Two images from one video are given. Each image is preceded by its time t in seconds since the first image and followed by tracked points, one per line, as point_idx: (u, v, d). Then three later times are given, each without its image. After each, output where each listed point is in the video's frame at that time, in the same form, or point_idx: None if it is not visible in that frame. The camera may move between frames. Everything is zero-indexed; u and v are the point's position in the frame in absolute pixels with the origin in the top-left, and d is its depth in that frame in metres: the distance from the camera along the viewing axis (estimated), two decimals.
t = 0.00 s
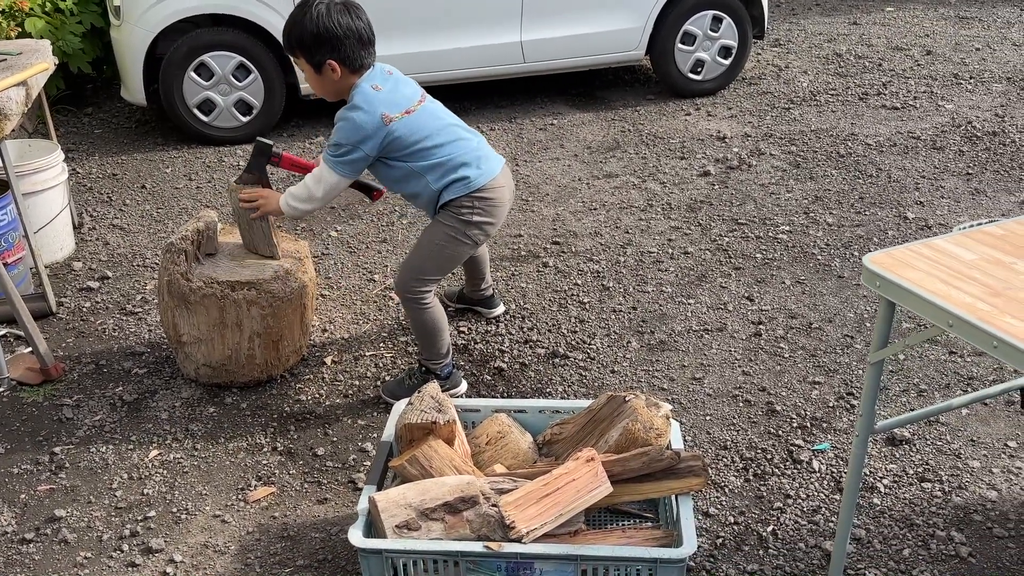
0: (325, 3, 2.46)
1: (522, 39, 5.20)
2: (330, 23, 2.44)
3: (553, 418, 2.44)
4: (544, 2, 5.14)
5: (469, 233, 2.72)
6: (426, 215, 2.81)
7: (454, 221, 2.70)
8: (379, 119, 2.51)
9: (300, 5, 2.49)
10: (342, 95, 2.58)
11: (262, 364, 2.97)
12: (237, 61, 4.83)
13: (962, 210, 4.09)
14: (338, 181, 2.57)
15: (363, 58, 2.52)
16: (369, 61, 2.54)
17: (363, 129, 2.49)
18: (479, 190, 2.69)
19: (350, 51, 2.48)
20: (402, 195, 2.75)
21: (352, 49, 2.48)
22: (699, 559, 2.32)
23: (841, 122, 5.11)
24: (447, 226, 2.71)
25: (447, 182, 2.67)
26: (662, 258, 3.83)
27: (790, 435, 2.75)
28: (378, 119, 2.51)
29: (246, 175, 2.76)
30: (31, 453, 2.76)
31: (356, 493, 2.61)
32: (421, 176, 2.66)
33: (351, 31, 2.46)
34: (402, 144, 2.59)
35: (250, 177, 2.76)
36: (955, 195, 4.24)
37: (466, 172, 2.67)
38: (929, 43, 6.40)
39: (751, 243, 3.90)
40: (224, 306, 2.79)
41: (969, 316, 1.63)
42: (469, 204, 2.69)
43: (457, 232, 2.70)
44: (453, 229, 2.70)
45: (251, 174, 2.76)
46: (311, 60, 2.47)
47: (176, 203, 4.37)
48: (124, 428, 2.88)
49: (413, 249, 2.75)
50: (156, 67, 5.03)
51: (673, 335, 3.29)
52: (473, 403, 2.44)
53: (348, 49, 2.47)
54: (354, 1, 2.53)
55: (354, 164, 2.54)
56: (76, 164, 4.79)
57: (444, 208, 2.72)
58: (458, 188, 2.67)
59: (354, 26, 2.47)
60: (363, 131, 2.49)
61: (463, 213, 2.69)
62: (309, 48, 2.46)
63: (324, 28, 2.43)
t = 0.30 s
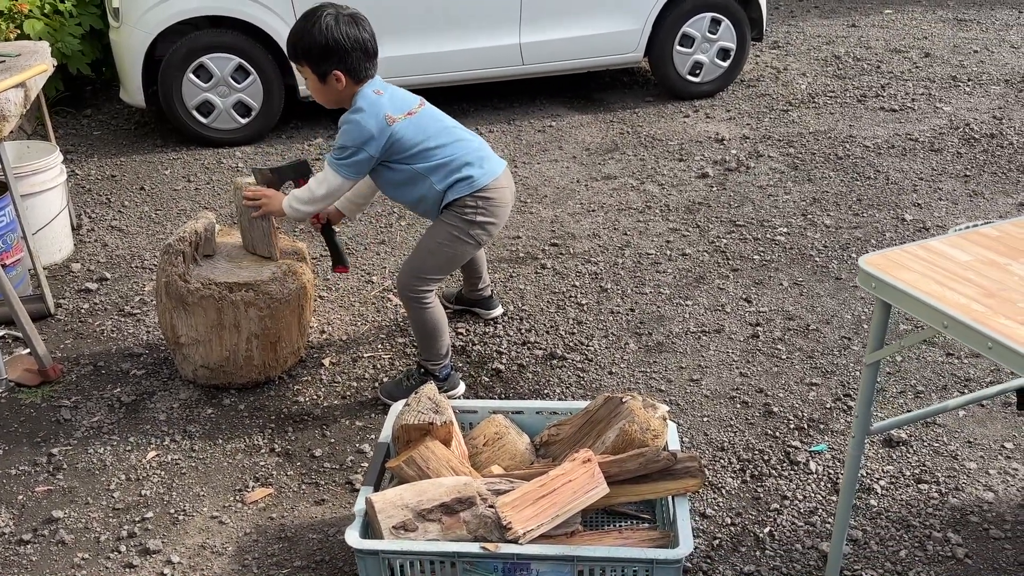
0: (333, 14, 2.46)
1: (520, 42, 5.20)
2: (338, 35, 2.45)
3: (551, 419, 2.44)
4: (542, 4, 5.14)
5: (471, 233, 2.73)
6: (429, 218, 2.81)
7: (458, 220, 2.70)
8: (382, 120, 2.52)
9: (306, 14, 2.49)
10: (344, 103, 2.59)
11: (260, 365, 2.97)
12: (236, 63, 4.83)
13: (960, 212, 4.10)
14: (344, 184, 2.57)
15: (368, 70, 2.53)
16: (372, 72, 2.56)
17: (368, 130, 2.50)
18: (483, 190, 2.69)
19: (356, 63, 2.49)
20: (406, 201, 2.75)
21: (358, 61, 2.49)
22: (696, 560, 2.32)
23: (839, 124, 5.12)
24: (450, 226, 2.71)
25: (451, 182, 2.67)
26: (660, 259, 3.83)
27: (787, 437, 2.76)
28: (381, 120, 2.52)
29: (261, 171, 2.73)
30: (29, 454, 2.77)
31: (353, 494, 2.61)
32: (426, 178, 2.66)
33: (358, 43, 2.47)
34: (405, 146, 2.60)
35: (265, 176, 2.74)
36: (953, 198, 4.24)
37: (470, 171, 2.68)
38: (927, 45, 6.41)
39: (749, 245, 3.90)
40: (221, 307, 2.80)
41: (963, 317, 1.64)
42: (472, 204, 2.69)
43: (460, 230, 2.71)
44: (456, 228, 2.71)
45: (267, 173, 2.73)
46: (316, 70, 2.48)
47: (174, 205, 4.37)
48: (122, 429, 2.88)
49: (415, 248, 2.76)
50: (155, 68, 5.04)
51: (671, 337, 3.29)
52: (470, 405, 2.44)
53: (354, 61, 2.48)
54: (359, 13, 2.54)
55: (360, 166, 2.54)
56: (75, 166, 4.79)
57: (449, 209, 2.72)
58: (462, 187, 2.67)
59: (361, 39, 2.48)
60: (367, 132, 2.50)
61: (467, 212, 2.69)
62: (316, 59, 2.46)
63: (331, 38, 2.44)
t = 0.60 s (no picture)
0: (341, 20, 2.49)
1: (521, 44, 5.21)
2: (346, 40, 2.46)
3: (550, 421, 2.44)
4: (542, 7, 5.15)
5: (473, 236, 2.73)
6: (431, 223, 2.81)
7: (459, 223, 2.71)
8: (386, 122, 2.54)
9: (314, 21, 2.51)
10: (347, 110, 2.59)
11: (260, 367, 2.97)
12: (236, 66, 4.84)
13: (959, 215, 4.10)
14: (346, 186, 2.57)
15: (373, 77, 2.54)
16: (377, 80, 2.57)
17: (372, 131, 2.51)
18: (485, 193, 2.70)
19: (362, 68, 2.50)
20: (409, 206, 2.74)
21: (364, 67, 2.50)
22: (695, 562, 2.33)
23: (838, 127, 5.12)
24: (451, 229, 2.72)
25: (454, 186, 2.67)
26: (660, 262, 3.84)
27: (787, 439, 2.76)
28: (384, 122, 2.54)
29: (266, 173, 2.73)
30: (29, 456, 2.77)
31: (353, 496, 2.62)
32: (429, 182, 2.66)
33: (364, 49, 2.49)
34: (408, 149, 2.60)
35: (269, 179, 2.73)
36: (952, 200, 4.25)
37: (472, 174, 2.68)
38: (927, 48, 6.42)
39: (749, 247, 3.91)
40: (222, 309, 2.80)
41: (961, 319, 1.65)
42: (475, 207, 2.69)
43: (461, 234, 2.72)
44: (458, 231, 2.71)
45: (272, 176, 2.73)
46: (322, 73, 2.47)
47: (175, 207, 4.38)
48: (123, 431, 2.88)
49: (416, 251, 2.76)
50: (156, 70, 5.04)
51: (671, 339, 3.30)
52: (471, 406, 2.44)
53: (360, 66, 2.49)
54: (366, 24, 2.57)
55: (363, 167, 2.54)
56: (76, 168, 4.80)
57: (451, 212, 2.72)
58: (465, 190, 2.68)
59: (368, 45, 2.50)
60: (371, 132, 2.51)
61: (469, 216, 2.70)
62: (323, 62, 2.46)
63: (339, 43, 2.45)
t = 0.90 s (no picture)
0: (343, 14, 2.49)
1: (522, 46, 5.22)
2: (347, 33, 2.47)
3: (552, 422, 2.44)
4: (543, 8, 5.15)
5: (474, 238, 2.74)
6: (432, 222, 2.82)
7: (460, 224, 2.72)
8: (390, 122, 2.54)
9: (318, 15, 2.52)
10: (350, 103, 2.59)
11: (262, 368, 2.98)
12: (237, 68, 4.85)
13: (960, 217, 4.10)
14: (350, 185, 2.58)
15: (375, 70, 2.54)
16: (379, 74, 2.56)
17: (376, 131, 2.51)
18: (486, 196, 2.71)
19: (363, 61, 2.50)
20: (410, 203, 2.75)
21: (365, 60, 2.50)
22: (697, 564, 2.33)
23: (839, 129, 5.13)
24: (452, 230, 2.73)
25: (457, 187, 2.68)
26: (662, 264, 3.84)
27: (789, 441, 2.76)
28: (389, 122, 2.53)
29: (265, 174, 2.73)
30: (31, 456, 2.77)
31: (355, 497, 2.62)
32: (431, 182, 2.67)
33: (366, 42, 2.49)
34: (412, 149, 2.61)
35: (263, 180, 2.77)
36: (953, 203, 4.25)
37: (475, 177, 2.69)
38: (928, 51, 6.43)
39: (750, 249, 3.91)
40: (224, 310, 2.80)
41: (964, 320, 1.65)
42: (476, 209, 2.70)
43: (462, 235, 2.73)
44: (458, 232, 2.72)
45: (263, 176, 2.76)
46: (322, 66, 2.48)
47: (176, 209, 4.38)
48: (124, 432, 2.88)
49: (417, 251, 2.76)
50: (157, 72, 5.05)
51: (672, 341, 3.30)
52: (473, 407, 2.44)
53: (360, 59, 2.49)
54: (370, 17, 2.57)
55: (367, 166, 2.55)
56: (77, 169, 4.80)
57: (452, 213, 2.73)
58: (466, 192, 2.68)
59: (369, 39, 2.50)
60: (376, 133, 2.51)
61: (470, 217, 2.71)
62: (323, 54, 2.47)
63: (340, 36, 2.46)
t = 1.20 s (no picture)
0: (337, 8, 2.51)
1: (523, 48, 5.22)
2: (339, 25, 2.47)
3: (552, 425, 2.44)
4: (544, 10, 5.16)
5: (474, 235, 2.74)
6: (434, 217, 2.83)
7: (462, 222, 2.72)
8: (393, 121, 2.53)
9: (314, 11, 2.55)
10: (350, 97, 2.60)
11: (263, 370, 2.98)
12: (239, 69, 4.85)
13: (961, 220, 4.10)
14: (352, 185, 2.58)
15: (371, 62, 2.53)
16: (377, 67, 2.55)
17: (378, 131, 2.51)
18: (489, 194, 2.71)
19: (357, 52, 2.49)
20: (413, 199, 2.77)
21: (359, 51, 2.49)
22: (698, 566, 2.33)
23: (840, 132, 5.13)
24: (454, 227, 2.72)
25: (459, 185, 2.68)
26: (663, 266, 3.84)
27: (790, 443, 2.76)
28: (391, 121, 2.53)
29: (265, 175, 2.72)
30: (32, 458, 2.77)
31: (355, 499, 2.62)
32: (434, 180, 2.68)
33: (358, 33, 2.49)
34: (414, 147, 2.61)
35: (265, 181, 2.75)
36: (954, 205, 4.25)
37: (477, 175, 2.69)
38: (928, 53, 6.43)
39: (751, 251, 3.91)
40: (225, 312, 2.80)
41: (966, 324, 1.64)
42: (479, 207, 2.70)
43: (463, 232, 2.72)
44: (459, 230, 2.72)
45: (264, 177, 2.75)
46: (318, 60, 2.50)
47: (177, 210, 4.38)
48: (125, 434, 2.88)
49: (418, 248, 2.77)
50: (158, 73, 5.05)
51: (673, 343, 3.30)
52: (474, 410, 2.44)
53: (354, 49, 2.48)
54: (367, 11, 2.57)
55: (369, 167, 2.55)
56: (78, 170, 4.80)
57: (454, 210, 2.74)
58: (468, 190, 2.68)
59: (362, 30, 2.50)
60: (377, 133, 2.51)
61: (471, 215, 2.70)
62: (318, 48, 2.48)
63: (333, 29, 2.47)
